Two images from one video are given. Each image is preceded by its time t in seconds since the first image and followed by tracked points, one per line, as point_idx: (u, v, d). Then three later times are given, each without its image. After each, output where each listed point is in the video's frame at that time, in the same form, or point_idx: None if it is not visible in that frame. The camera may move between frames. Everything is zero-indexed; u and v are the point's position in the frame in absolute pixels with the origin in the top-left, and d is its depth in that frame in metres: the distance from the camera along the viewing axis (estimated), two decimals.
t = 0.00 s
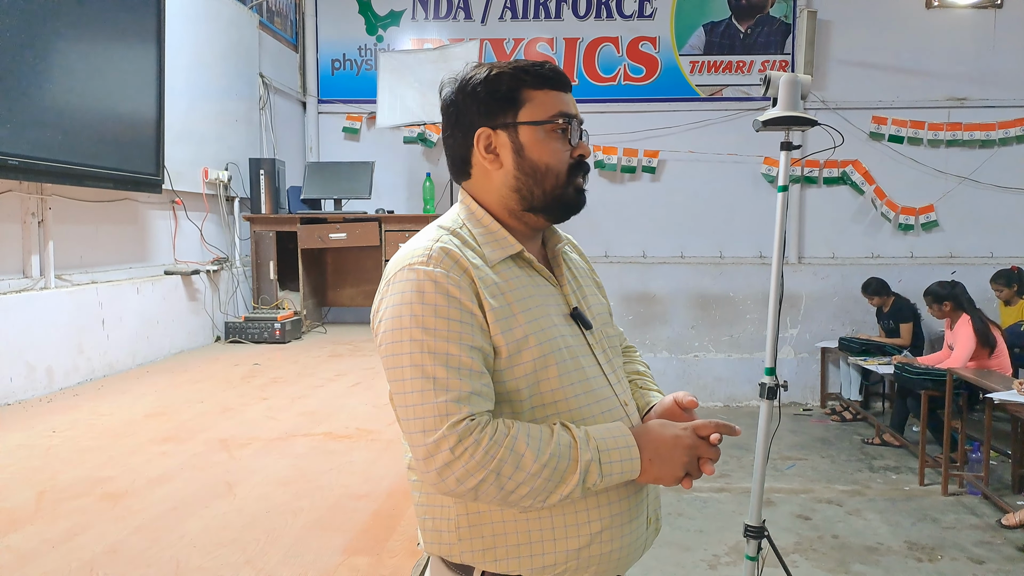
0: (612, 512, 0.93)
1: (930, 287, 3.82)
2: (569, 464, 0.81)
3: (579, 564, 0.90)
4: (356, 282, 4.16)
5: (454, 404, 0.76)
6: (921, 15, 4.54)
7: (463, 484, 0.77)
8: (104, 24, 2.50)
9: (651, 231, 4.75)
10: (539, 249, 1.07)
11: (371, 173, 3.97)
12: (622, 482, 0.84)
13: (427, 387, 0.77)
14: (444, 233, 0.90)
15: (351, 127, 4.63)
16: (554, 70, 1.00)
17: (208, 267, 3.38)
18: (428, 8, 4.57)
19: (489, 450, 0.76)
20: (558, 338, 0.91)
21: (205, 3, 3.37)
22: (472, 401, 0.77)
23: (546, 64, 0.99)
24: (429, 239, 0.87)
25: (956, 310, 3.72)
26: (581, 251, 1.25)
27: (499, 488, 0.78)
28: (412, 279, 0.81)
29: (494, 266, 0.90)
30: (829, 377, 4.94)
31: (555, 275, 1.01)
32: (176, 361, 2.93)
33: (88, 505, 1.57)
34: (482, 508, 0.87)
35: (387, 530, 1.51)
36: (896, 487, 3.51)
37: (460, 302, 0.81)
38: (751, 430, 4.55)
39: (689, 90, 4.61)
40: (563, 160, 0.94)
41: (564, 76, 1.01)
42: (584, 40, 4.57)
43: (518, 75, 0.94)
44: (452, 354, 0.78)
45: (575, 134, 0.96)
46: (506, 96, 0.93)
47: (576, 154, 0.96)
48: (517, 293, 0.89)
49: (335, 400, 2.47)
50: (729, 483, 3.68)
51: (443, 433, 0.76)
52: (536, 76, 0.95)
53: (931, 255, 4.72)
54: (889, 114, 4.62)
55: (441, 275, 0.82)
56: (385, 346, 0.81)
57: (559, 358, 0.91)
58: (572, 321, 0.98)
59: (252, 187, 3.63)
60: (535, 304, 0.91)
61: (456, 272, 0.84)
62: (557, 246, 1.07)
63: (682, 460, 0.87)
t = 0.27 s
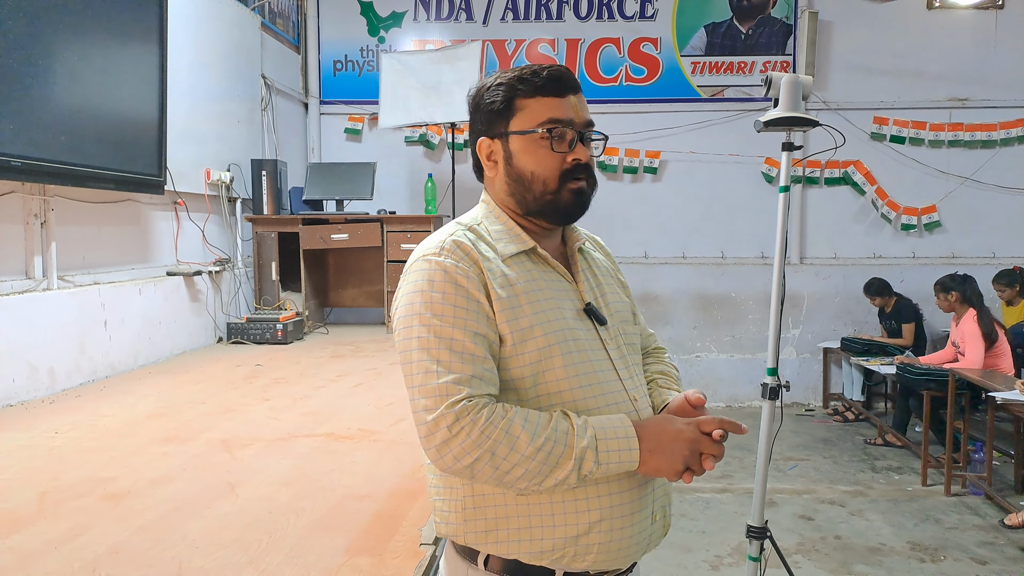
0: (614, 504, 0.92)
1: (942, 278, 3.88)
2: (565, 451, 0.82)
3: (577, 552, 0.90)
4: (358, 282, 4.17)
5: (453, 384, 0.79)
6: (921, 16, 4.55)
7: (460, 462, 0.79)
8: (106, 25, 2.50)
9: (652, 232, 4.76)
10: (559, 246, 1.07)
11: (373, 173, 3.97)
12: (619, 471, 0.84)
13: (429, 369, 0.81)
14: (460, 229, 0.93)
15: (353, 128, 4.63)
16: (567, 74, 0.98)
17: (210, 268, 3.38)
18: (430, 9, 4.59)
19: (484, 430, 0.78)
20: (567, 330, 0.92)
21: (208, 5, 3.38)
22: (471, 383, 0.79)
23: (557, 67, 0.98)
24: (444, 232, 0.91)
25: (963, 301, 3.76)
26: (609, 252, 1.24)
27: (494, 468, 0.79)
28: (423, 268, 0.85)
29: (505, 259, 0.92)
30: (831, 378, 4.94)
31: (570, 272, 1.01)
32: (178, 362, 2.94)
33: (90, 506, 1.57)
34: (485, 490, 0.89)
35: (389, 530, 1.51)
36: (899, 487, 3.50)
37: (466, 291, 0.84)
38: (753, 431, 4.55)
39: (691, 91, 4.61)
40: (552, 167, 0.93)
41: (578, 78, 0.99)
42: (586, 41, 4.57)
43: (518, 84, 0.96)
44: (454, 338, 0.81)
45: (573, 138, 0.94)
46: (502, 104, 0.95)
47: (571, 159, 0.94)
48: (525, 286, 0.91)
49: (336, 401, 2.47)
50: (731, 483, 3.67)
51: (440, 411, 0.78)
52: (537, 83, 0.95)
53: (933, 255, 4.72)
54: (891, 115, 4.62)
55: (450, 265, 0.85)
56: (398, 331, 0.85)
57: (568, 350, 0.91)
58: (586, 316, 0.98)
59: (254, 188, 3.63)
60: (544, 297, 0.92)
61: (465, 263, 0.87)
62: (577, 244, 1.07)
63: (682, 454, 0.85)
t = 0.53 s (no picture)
0: (603, 501, 0.94)
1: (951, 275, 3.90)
2: (546, 445, 0.85)
3: (562, 544, 0.93)
4: (359, 283, 4.17)
5: (446, 370, 0.84)
6: (923, 17, 4.55)
7: (447, 445, 0.84)
8: (107, 24, 2.50)
9: (653, 233, 4.75)
10: (580, 246, 1.09)
11: (375, 175, 3.97)
12: (601, 469, 0.86)
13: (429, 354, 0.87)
14: (477, 227, 0.99)
15: (354, 129, 4.63)
16: (590, 79, 1.01)
17: (211, 267, 3.38)
18: (431, 9, 4.58)
19: (469, 417, 0.82)
20: (569, 331, 0.94)
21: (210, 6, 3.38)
22: (464, 371, 0.84)
23: (580, 73, 1.00)
24: (461, 229, 0.97)
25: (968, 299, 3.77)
26: (641, 257, 1.24)
27: (478, 453, 0.84)
28: (436, 261, 0.92)
29: (514, 259, 0.96)
30: (832, 379, 4.94)
31: (584, 274, 1.03)
32: (178, 362, 2.94)
33: (91, 506, 1.57)
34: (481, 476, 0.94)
35: (390, 530, 1.51)
36: (898, 489, 3.51)
37: (471, 286, 0.90)
38: (753, 432, 4.55)
39: (692, 92, 4.61)
40: (558, 168, 0.97)
41: (601, 85, 1.01)
42: (587, 42, 4.56)
43: (537, 89, 1.00)
44: (454, 328, 0.86)
45: (582, 141, 0.97)
46: (521, 108, 1.00)
47: (577, 162, 0.97)
48: (530, 284, 0.94)
49: (337, 402, 2.47)
50: (731, 485, 3.68)
51: (432, 394, 0.84)
52: (555, 87, 0.99)
53: (934, 257, 4.72)
54: (891, 117, 4.62)
55: (459, 260, 0.91)
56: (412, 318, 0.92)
57: (570, 348, 0.94)
58: (595, 317, 1.00)
59: (255, 188, 3.63)
60: (548, 297, 0.95)
61: (473, 259, 0.92)
62: (598, 245, 1.08)
63: (666, 459, 0.86)
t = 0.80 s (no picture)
0: (594, 498, 0.95)
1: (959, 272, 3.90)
2: (532, 439, 0.86)
3: (553, 537, 0.95)
4: (360, 284, 4.18)
5: (444, 360, 0.88)
6: (922, 17, 4.55)
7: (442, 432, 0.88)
8: (107, 28, 2.51)
9: (654, 233, 4.75)
10: (599, 250, 1.08)
11: (375, 176, 3.97)
12: (584, 465, 0.87)
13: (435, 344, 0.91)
14: (494, 226, 1.03)
15: (355, 130, 4.64)
16: (623, 91, 1.00)
17: (212, 270, 3.38)
18: (431, 11, 4.59)
19: (460, 406, 0.85)
20: (570, 330, 0.95)
21: (210, 8, 3.39)
22: (461, 362, 0.88)
23: (614, 83, 1.00)
24: (476, 228, 1.01)
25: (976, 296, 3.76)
26: (669, 260, 1.20)
27: (468, 442, 0.87)
28: (449, 258, 0.96)
29: (522, 258, 0.98)
30: (833, 378, 4.95)
31: (595, 276, 1.03)
32: (179, 365, 2.94)
33: (93, 508, 1.57)
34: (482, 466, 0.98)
35: (392, 531, 1.51)
36: (900, 488, 3.51)
37: (478, 282, 0.93)
38: (754, 432, 4.55)
39: (692, 92, 4.61)
40: (575, 176, 0.98)
41: (636, 98, 1.01)
42: (587, 42, 4.57)
43: (572, 95, 1.01)
44: (457, 321, 0.90)
45: (603, 152, 0.97)
46: (554, 111, 1.02)
47: (594, 172, 0.97)
48: (534, 283, 0.96)
49: (339, 403, 2.47)
50: (733, 484, 3.68)
51: (430, 382, 0.88)
52: (586, 95, 0.99)
53: (935, 255, 4.72)
54: (891, 116, 4.62)
55: (469, 257, 0.95)
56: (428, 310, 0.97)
57: (571, 347, 0.95)
58: (602, 319, 1.00)
59: (256, 190, 3.63)
60: (551, 296, 0.96)
61: (482, 257, 0.96)
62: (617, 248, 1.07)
63: (649, 461, 0.86)
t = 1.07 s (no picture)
0: (598, 495, 0.95)
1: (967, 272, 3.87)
2: (535, 435, 0.87)
3: (558, 533, 0.96)
4: (361, 286, 4.18)
5: (452, 358, 0.90)
6: (923, 18, 4.55)
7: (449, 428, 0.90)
8: (109, 30, 2.51)
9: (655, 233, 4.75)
10: (611, 250, 1.08)
11: (376, 177, 3.98)
12: (586, 462, 0.86)
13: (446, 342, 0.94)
14: (506, 230, 1.04)
15: (356, 131, 4.64)
16: (615, 89, 1.00)
17: (214, 271, 3.39)
18: (432, 13, 4.60)
19: (465, 402, 0.87)
20: (576, 329, 0.95)
21: (211, 10, 3.40)
22: (468, 359, 0.90)
23: (605, 83, 1.00)
24: (488, 231, 1.03)
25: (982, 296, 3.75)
26: (686, 263, 1.18)
27: (473, 437, 0.88)
28: (461, 260, 0.98)
29: (532, 259, 0.99)
30: (834, 380, 4.94)
31: (604, 276, 1.02)
32: (181, 366, 2.95)
33: (95, 509, 1.58)
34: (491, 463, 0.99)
35: (393, 532, 1.51)
36: (902, 489, 3.50)
37: (487, 282, 0.95)
38: (756, 433, 4.55)
39: (693, 93, 4.61)
40: (574, 179, 0.99)
41: (628, 95, 1.00)
42: (587, 44, 4.57)
43: (564, 102, 1.02)
44: (466, 320, 0.92)
45: (599, 151, 0.97)
46: (550, 120, 1.03)
47: (592, 172, 0.97)
48: (542, 283, 0.97)
49: (340, 404, 2.48)
50: (734, 485, 3.67)
51: (437, 378, 0.90)
52: (578, 99, 1.00)
53: (936, 256, 4.72)
54: (892, 117, 4.62)
55: (480, 258, 0.97)
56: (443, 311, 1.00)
57: (577, 345, 0.95)
58: (610, 319, 0.99)
59: (257, 192, 3.64)
60: (558, 296, 0.96)
61: (492, 258, 0.97)
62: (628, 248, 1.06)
63: (648, 459, 0.84)
